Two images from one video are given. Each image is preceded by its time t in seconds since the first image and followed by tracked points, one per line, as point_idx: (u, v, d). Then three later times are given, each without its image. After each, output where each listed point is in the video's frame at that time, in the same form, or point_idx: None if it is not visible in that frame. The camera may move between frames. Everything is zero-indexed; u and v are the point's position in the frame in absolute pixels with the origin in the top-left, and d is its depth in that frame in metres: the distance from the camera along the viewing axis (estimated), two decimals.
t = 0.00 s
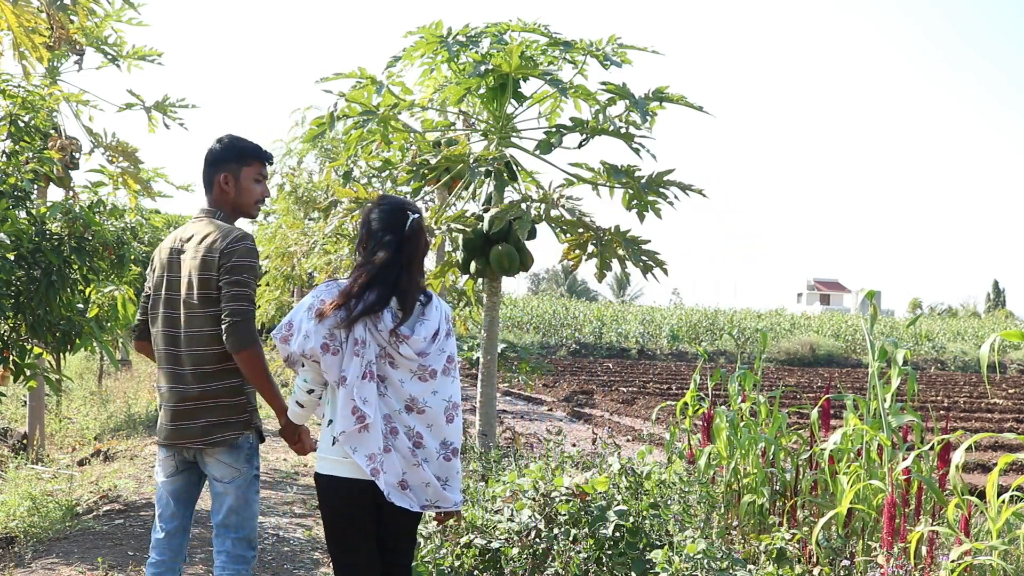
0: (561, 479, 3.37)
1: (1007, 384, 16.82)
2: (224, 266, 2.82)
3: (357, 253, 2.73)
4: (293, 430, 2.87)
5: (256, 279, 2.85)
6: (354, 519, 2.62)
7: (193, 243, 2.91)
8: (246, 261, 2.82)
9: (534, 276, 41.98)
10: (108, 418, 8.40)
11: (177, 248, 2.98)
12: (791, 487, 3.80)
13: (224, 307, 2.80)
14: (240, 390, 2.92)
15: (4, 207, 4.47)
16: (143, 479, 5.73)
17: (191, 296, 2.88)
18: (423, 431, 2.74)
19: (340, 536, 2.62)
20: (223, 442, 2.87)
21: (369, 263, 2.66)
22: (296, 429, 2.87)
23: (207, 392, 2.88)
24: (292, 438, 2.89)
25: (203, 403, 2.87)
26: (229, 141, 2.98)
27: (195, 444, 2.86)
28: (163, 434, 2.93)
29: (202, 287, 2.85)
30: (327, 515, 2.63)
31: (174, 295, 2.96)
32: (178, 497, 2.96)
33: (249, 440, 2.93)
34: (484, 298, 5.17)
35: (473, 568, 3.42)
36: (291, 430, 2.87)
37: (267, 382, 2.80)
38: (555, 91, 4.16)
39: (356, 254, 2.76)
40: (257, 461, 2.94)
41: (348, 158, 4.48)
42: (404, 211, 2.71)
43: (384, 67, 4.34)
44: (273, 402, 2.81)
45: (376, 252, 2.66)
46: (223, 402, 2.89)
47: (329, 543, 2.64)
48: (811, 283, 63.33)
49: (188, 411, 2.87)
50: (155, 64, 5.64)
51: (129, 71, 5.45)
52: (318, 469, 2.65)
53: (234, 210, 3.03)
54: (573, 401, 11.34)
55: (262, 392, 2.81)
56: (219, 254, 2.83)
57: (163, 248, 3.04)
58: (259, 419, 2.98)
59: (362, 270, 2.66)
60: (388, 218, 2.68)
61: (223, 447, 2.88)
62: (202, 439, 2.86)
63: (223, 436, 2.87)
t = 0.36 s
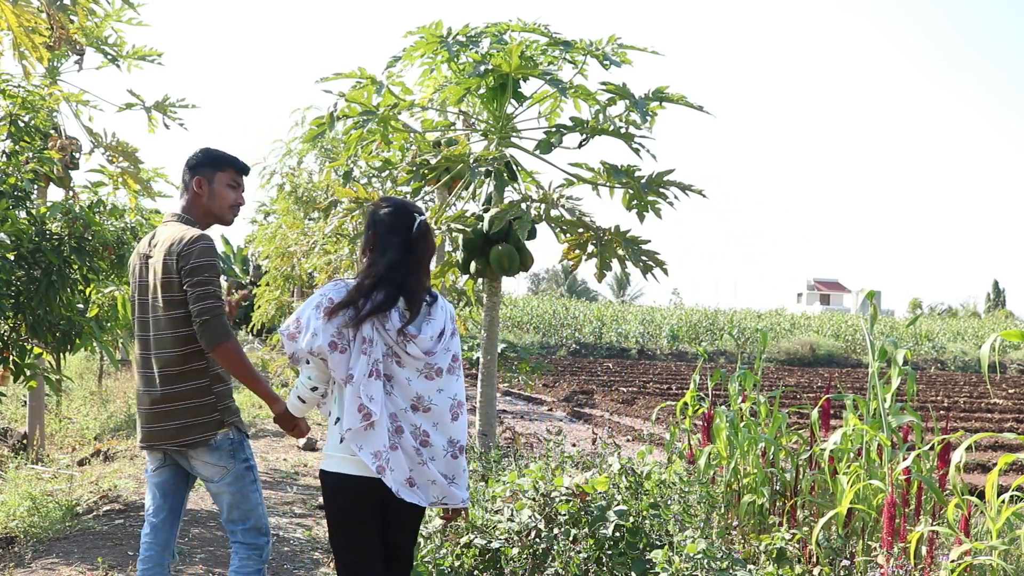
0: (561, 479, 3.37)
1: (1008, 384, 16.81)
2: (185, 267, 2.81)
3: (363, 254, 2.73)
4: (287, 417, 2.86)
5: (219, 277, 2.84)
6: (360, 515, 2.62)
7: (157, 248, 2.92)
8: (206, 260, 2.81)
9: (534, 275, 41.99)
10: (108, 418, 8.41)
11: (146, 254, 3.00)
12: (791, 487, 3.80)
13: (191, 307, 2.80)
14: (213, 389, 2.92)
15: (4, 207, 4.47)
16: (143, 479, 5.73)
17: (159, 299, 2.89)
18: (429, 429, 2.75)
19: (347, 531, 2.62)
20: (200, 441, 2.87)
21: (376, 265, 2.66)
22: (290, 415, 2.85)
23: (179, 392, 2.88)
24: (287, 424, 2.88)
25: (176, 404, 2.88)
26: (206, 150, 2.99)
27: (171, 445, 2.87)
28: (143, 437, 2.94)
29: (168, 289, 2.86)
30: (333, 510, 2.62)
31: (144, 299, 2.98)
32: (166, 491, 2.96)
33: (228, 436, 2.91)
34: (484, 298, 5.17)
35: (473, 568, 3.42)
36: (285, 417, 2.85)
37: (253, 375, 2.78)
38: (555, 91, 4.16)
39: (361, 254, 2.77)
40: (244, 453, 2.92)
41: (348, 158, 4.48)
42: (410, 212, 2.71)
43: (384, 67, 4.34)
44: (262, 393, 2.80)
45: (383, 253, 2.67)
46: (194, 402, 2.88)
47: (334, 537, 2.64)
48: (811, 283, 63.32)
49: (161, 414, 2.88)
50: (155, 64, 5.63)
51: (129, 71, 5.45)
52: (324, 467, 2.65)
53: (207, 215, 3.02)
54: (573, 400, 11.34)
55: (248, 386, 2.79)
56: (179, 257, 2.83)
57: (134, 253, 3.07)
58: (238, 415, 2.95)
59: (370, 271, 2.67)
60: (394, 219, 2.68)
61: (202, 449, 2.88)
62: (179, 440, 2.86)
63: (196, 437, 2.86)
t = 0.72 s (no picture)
0: (561, 479, 3.37)
1: (1008, 384, 16.80)
2: (182, 269, 2.82)
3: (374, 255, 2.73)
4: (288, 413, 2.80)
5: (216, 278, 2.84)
6: (367, 513, 2.62)
7: (157, 251, 2.93)
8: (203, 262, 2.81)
9: (535, 275, 42.01)
10: (108, 418, 8.41)
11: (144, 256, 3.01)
12: (791, 487, 3.79)
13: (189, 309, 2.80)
14: (213, 390, 2.92)
15: (4, 207, 4.47)
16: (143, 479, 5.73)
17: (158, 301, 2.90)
18: (438, 429, 2.76)
19: (354, 529, 2.62)
20: (198, 441, 2.86)
21: (393, 268, 2.67)
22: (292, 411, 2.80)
23: (177, 394, 2.88)
24: (291, 422, 2.82)
25: (175, 405, 2.88)
26: (185, 147, 2.98)
27: (171, 445, 2.87)
28: (144, 438, 2.95)
29: (167, 291, 2.87)
30: (339, 508, 2.62)
31: (144, 301, 2.99)
32: (167, 490, 2.96)
33: (225, 438, 2.90)
34: (484, 298, 5.17)
35: (473, 568, 3.42)
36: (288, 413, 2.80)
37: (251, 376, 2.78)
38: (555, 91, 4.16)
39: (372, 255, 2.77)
40: (237, 458, 2.91)
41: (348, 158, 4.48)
42: (423, 214, 2.72)
43: (383, 67, 4.35)
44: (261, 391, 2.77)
45: (399, 256, 2.68)
46: (194, 403, 2.88)
47: (341, 535, 2.64)
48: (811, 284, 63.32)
49: (162, 414, 2.89)
50: (155, 64, 5.63)
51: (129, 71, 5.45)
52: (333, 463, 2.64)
53: (199, 213, 3.03)
54: (573, 400, 11.34)
55: (247, 384, 2.78)
56: (175, 259, 2.84)
57: (136, 257, 3.08)
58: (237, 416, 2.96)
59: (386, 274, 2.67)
60: (407, 222, 2.69)
61: (200, 449, 2.87)
62: (178, 440, 2.86)
63: (196, 437, 2.86)
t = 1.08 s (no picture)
0: (561, 479, 3.38)
1: (1008, 384, 16.79)
2: (199, 271, 2.81)
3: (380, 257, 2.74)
4: (301, 417, 2.83)
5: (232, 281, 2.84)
6: (371, 514, 2.62)
7: (172, 251, 2.92)
8: (219, 264, 2.81)
9: (534, 275, 42.01)
10: (108, 418, 8.41)
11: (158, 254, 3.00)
12: (791, 487, 3.79)
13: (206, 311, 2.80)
14: (224, 391, 2.91)
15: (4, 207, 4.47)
16: (143, 479, 5.73)
17: (172, 301, 2.88)
18: (444, 428, 2.76)
19: (361, 529, 2.62)
20: (206, 442, 2.86)
21: (401, 267, 2.67)
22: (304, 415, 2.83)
23: (187, 394, 2.87)
24: (302, 426, 2.84)
25: (184, 404, 2.87)
26: (203, 146, 2.98)
27: (178, 445, 2.86)
28: (151, 436, 2.94)
29: (181, 292, 2.86)
30: (344, 507, 2.62)
31: (156, 300, 2.97)
32: (175, 491, 2.96)
33: (233, 440, 2.90)
34: (484, 298, 5.17)
35: (473, 569, 3.42)
36: (300, 418, 2.83)
37: (265, 382, 2.81)
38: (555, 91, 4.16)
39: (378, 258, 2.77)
40: (244, 459, 2.92)
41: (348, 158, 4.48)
42: (428, 215, 2.74)
43: (384, 67, 4.35)
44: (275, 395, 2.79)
45: (406, 256, 2.68)
46: (204, 403, 2.87)
47: (346, 534, 2.64)
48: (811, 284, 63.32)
49: (170, 413, 2.88)
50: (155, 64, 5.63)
51: (129, 70, 5.45)
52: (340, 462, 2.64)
53: (214, 212, 3.02)
54: (573, 400, 11.34)
55: (261, 388, 2.80)
56: (192, 260, 2.83)
57: (148, 255, 3.06)
58: (246, 418, 2.95)
59: (394, 274, 2.67)
60: (413, 223, 2.71)
61: (205, 448, 2.87)
62: (186, 440, 2.86)
63: (203, 437, 2.85)
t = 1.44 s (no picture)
0: (561, 479, 3.38)
1: (1008, 384, 16.79)
2: (215, 272, 2.81)
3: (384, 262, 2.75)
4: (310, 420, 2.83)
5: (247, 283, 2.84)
6: (373, 515, 2.62)
7: (187, 251, 2.92)
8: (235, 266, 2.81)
9: (534, 275, 42.02)
10: (108, 418, 8.41)
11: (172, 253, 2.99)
12: (791, 487, 3.79)
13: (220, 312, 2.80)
14: (237, 391, 2.92)
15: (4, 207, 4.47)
16: (143, 479, 5.73)
17: (186, 300, 2.88)
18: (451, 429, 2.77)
19: (364, 530, 2.62)
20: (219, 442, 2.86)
21: (412, 270, 2.69)
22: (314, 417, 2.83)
23: (201, 393, 2.88)
24: (312, 429, 2.85)
25: (198, 404, 2.87)
26: (228, 146, 2.98)
27: (193, 444, 2.87)
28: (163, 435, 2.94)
29: (196, 292, 2.86)
30: (347, 507, 2.62)
31: (169, 299, 2.97)
32: (184, 485, 2.96)
33: (244, 441, 2.91)
34: (484, 298, 5.17)
35: (473, 569, 3.42)
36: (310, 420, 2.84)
37: (277, 383, 2.80)
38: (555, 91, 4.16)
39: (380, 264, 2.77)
40: (254, 459, 2.92)
41: (348, 158, 4.48)
42: (426, 215, 2.75)
43: (384, 67, 4.35)
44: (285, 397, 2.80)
45: (415, 259, 2.70)
46: (218, 403, 2.88)
47: (347, 534, 2.64)
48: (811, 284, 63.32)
49: (184, 413, 2.88)
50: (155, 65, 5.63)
51: (129, 70, 5.45)
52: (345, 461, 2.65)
53: (232, 213, 3.02)
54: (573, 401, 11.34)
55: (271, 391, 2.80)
56: (209, 260, 2.83)
57: (161, 253, 3.06)
58: (258, 419, 2.96)
59: (406, 278, 2.68)
60: (415, 224, 2.72)
61: (217, 447, 2.87)
62: (199, 439, 2.86)
63: (217, 435, 2.86)
